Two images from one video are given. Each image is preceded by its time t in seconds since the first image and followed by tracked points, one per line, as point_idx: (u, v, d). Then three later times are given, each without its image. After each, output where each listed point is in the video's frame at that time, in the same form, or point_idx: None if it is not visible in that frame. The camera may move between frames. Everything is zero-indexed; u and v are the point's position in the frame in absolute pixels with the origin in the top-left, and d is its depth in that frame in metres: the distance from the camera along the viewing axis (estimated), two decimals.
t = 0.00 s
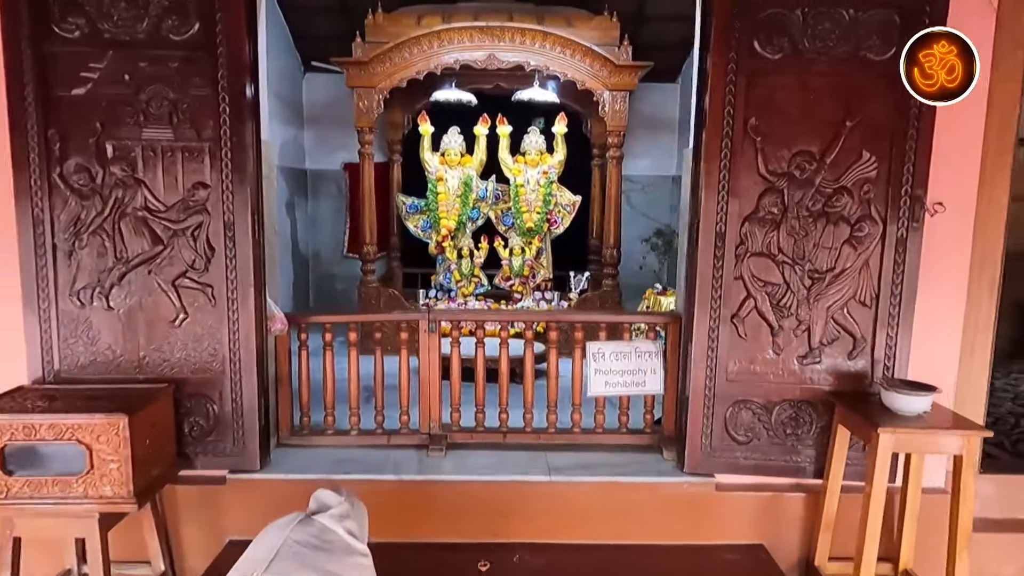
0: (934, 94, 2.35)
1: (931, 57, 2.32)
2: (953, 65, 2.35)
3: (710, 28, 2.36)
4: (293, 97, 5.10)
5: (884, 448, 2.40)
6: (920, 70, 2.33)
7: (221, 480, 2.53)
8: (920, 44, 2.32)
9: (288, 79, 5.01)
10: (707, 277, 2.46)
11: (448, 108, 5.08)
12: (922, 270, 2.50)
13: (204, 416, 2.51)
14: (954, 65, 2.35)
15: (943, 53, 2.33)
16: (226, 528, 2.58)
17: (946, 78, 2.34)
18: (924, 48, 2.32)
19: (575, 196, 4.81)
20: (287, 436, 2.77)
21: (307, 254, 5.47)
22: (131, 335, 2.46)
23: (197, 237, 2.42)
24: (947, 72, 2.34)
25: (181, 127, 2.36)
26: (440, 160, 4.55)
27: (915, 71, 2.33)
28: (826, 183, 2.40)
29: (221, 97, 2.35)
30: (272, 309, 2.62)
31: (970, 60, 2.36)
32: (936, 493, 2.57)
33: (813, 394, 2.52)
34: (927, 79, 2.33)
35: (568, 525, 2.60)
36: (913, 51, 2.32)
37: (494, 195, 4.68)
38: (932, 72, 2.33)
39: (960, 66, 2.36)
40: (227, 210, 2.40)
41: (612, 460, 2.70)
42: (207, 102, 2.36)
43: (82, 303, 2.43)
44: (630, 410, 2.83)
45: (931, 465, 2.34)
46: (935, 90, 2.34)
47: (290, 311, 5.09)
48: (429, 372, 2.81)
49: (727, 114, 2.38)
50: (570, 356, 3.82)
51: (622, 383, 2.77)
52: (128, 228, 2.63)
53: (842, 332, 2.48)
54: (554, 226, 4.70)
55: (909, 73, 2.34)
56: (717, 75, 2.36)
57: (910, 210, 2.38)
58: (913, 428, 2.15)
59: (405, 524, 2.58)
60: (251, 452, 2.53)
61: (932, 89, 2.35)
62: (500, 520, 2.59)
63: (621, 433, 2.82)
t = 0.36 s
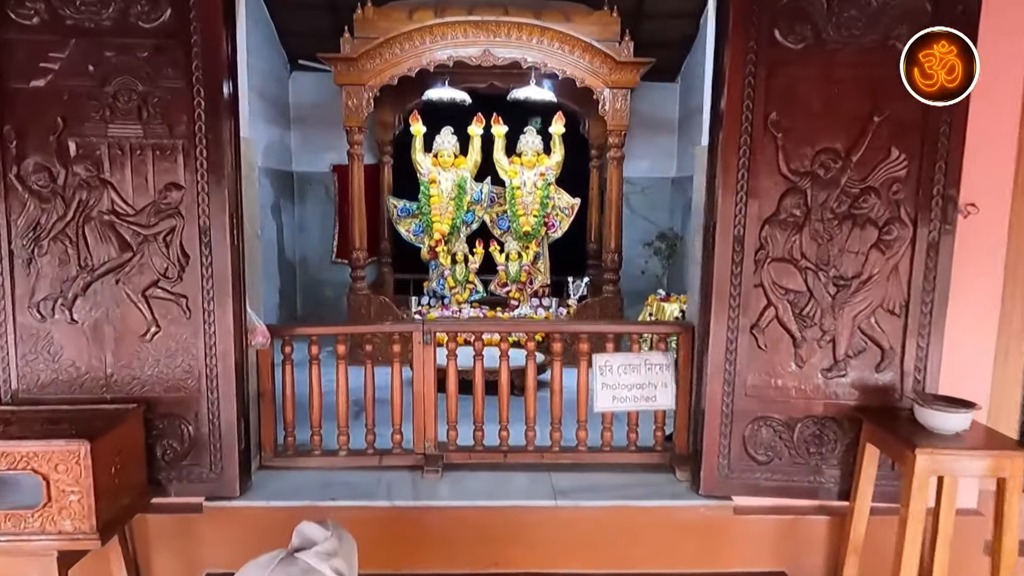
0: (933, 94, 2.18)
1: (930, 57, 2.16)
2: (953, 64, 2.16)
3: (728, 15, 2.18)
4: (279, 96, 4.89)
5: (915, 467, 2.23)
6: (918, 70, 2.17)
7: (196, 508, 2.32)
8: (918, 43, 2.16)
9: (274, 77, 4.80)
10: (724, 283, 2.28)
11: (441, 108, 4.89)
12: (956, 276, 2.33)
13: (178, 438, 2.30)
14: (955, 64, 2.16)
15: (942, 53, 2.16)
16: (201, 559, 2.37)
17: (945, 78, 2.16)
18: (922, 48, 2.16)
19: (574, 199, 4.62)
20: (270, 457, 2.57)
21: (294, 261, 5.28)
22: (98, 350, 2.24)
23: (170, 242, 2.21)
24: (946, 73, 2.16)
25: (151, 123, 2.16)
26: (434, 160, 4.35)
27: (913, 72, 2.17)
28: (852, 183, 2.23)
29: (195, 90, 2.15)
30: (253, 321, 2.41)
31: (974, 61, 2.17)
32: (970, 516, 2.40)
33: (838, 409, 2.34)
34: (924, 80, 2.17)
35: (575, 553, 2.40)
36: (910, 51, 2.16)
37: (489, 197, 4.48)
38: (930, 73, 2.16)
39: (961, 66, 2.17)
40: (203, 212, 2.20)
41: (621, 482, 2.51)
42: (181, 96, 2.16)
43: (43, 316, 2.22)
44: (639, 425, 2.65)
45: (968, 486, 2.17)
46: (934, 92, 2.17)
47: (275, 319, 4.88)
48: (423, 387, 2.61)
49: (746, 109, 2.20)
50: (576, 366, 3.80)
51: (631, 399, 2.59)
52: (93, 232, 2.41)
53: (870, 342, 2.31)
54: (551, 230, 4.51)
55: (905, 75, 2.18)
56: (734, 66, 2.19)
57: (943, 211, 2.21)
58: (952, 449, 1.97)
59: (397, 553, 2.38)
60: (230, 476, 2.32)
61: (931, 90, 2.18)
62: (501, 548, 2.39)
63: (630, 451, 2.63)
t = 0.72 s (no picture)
0: (933, 95, 2.00)
1: (930, 57, 1.99)
2: (953, 63, 1.99)
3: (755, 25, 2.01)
4: (273, 114, 4.73)
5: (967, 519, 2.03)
6: (918, 71, 2.00)
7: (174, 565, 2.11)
8: (917, 42, 2.00)
9: (268, 94, 4.64)
10: (753, 316, 2.09)
11: (441, 126, 4.72)
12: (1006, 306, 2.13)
13: (154, 489, 2.09)
14: (955, 62, 1.99)
15: (941, 53, 1.99)
16: None
17: (945, 79, 1.99)
18: (922, 47, 1.99)
19: (580, 219, 4.43)
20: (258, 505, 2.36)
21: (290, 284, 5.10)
22: (66, 393, 2.04)
23: (146, 274, 2.02)
24: (946, 73, 1.99)
25: (126, 144, 1.98)
26: (435, 180, 4.18)
27: (913, 72, 2.00)
28: (892, 206, 2.04)
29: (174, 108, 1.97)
30: (239, 359, 2.22)
31: (976, 61, 1.98)
32: None
33: (878, 453, 2.14)
34: (925, 80, 2.00)
35: None
36: (908, 50, 2.00)
37: (492, 218, 4.30)
38: (929, 74, 1.99)
39: (961, 66, 1.99)
40: (182, 241, 2.01)
41: (641, 532, 2.30)
42: (158, 115, 1.98)
43: (6, 356, 2.02)
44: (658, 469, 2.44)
45: None
46: (934, 93, 2.00)
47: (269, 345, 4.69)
48: (424, 428, 2.41)
49: (775, 127, 2.02)
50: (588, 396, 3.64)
51: (649, 440, 2.38)
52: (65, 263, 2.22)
53: (913, 380, 2.10)
54: (557, 252, 4.31)
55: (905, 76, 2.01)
56: (763, 80, 2.01)
57: (992, 237, 2.02)
58: (1014, 503, 1.76)
59: None
60: (211, 530, 2.11)
61: (930, 91, 2.01)
62: None
63: (649, 497, 2.42)
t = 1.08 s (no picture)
0: (932, 96, 1.87)
1: (929, 57, 1.86)
2: (953, 64, 1.86)
3: (779, 23, 1.87)
4: (263, 120, 4.57)
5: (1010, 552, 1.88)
6: (917, 71, 1.87)
7: None
8: (917, 42, 1.86)
9: (258, 100, 4.49)
10: (778, 333, 1.95)
11: (438, 133, 4.58)
12: None
13: (130, 524, 1.92)
14: (954, 62, 1.86)
15: (940, 53, 1.86)
16: None
17: (945, 79, 1.86)
18: (921, 47, 1.86)
19: (582, 228, 4.28)
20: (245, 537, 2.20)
21: (281, 295, 4.95)
22: (34, 420, 1.88)
23: (122, 291, 1.86)
24: (945, 73, 1.86)
25: (100, 150, 1.82)
26: (432, 188, 4.03)
27: (913, 73, 1.87)
28: (926, 215, 1.90)
29: (152, 112, 1.82)
30: (223, 381, 2.05)
31: (976, 61, 1.86)
32: None
33: (913, 481, 1.99)
34: (924, 81, 1.87)
35: None
36: (908, 50, 1.86)
37: (491, 227, 4.15)
38: (929, 74, 1.87)
39: (961, 66, 1.86)
40: (161, 255, 1.85)
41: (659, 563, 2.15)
42: (135, 118, 1.82)
43: None
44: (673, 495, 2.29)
45: None
46: (934, 93, 1.87)
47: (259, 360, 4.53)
48: (422, 454, 2.24)
49: (801, 130, 1.88)
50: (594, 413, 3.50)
51: (664, 464, 2.23)
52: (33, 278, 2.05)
53: (949, 402, 1.96)
54: (558, 262, 4.16)
55: (904, 76, 1.87)
56: (787, 81, 1.87)
57: None
58: None
59: None
60: (192, 568, 1.94)
61: (930, 92, 1.87)
62: None
63: (665, 525, 2.27)
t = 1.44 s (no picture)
0: (932, 97, 1.74)
1: (928, 57, 1.73)
2: (953, 63, 1.73)
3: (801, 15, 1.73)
4: (239, 121, 4.36)
5: None
6: (917, 71, 1.73)
7: None
8: (917, 42, 1.73)
9: (234, 100, 4.28)
10: (800, 350, 1.80)
11: (424, 134, 4.41)
12: None
13: (86, 569, 1.72)
14: (954, 62, 1.73)
15: (939, 52, 1.73)
16: None
17: (945, 80, 1.73)
18: (921, 46, 1.73)
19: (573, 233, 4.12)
20: None
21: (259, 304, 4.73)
22: None
23: (76, 308, 1.66)
24: (945, 73, 1.73)
25: (50, 151, 1.62)
26: (418, 191, 3.84)
27: (912, 73, 1.73)
28: (958, 222, 1.77)
29: (109, 109, 1.62)
30: (193, 407, 1.86)
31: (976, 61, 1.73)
32: None
33: (943, 507, 1.85)
34: (923, 81, 1.73)
35: None
36: (906, 49, 1.73)
37: (479, 232, 3.97)
38: (929, 74, 1.73)
39: (961, 66, 1.73)
40: (121, 268, 1.65)
41: None
42: (90, 115, 1.62)
43: None
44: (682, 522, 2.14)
45: None
46: (933, 93, 1.74)
47: (236, 372, 4.31)
48: (413, 482, 2.07)
49: (825, 130, 1.74)
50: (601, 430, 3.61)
51: (674, 489, 2.07)
52: None
53: (982, 422, 1.83)
54: (549, 268, 4.00)
55: (903, 77, 1.74)
56: (810, 77, 1.73)
57: None
58: None
59: None
60: None
61: (930, 93, 1.74)
62: None
63: (674, 555, 2.11)
